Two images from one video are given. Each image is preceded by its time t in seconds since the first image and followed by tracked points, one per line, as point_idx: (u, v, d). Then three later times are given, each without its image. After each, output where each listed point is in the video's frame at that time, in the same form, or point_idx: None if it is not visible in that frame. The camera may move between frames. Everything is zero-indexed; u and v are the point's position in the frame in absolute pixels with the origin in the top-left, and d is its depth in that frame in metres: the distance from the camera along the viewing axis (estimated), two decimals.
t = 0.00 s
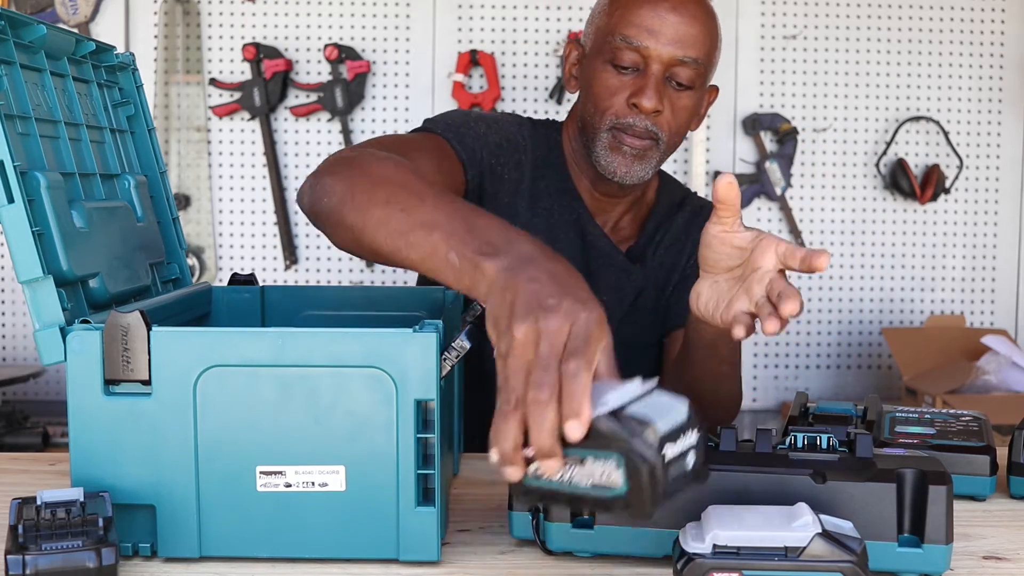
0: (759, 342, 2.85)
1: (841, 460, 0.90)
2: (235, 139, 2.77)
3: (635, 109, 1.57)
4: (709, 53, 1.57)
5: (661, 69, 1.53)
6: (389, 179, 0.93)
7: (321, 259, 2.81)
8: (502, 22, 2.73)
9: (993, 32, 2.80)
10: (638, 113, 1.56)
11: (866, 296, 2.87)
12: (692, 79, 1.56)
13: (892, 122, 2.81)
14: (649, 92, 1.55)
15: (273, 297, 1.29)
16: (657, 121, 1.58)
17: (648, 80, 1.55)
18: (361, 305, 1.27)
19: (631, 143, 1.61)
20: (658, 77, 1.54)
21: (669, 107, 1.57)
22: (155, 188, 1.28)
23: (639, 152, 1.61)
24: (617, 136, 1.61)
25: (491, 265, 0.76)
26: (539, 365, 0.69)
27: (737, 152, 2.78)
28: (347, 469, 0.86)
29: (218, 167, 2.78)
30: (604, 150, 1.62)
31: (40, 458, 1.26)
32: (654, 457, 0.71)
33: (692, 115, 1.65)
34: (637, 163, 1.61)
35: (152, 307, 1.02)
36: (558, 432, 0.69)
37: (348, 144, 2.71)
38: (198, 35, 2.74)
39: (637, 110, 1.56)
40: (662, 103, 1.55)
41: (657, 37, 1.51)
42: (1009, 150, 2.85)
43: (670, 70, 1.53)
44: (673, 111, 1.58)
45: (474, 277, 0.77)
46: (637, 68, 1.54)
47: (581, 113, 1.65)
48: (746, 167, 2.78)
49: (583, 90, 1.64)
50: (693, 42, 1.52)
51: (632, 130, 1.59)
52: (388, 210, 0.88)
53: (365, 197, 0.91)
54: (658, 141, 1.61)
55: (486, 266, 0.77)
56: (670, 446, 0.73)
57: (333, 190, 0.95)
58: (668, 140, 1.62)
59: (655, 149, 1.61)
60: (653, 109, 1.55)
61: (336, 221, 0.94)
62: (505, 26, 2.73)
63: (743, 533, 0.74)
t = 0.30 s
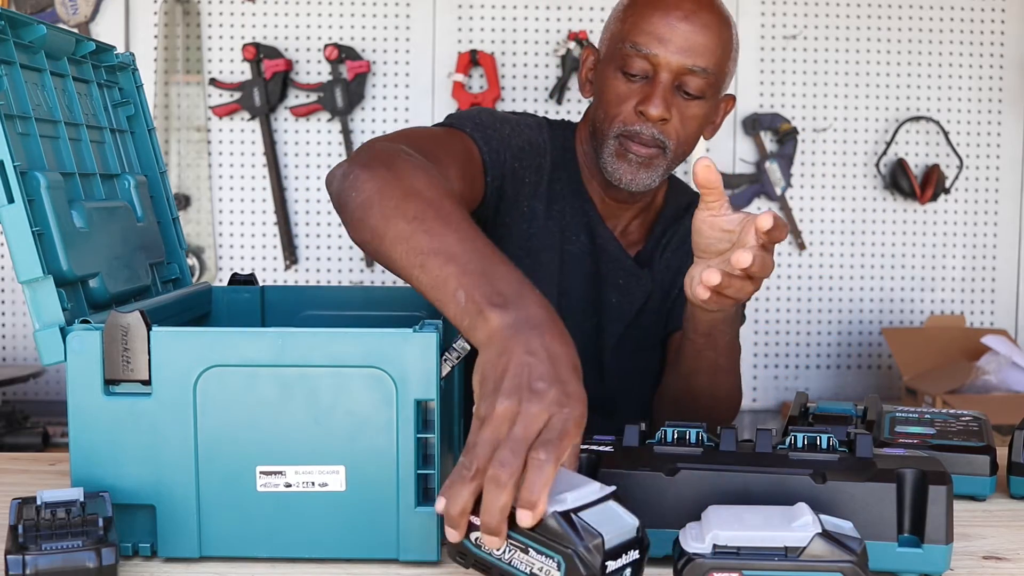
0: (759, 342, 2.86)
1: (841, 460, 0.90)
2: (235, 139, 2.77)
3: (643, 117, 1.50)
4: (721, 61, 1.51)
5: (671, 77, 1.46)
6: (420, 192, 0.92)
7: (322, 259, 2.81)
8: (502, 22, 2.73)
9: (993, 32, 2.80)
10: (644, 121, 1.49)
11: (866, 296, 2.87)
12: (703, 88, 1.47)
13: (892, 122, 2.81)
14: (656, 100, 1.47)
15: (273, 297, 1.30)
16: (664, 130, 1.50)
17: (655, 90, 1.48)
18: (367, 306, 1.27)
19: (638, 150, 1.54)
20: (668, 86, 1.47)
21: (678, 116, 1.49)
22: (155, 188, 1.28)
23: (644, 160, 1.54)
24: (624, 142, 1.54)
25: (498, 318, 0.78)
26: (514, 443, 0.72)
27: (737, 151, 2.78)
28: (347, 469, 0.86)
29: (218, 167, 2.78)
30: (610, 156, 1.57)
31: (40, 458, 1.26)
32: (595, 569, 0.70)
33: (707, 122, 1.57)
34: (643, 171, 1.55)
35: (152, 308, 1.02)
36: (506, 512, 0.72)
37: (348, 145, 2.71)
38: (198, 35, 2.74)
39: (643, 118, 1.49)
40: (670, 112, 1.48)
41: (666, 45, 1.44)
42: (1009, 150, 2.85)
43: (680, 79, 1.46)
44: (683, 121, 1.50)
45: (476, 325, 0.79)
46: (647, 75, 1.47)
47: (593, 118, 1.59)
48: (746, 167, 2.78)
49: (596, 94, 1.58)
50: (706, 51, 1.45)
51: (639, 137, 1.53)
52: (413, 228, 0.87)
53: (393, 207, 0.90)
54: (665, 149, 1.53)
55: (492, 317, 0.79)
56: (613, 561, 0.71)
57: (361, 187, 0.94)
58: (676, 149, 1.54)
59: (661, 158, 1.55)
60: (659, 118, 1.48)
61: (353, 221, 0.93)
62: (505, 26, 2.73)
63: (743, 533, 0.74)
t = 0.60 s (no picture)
0: (759, 342, 2.86)
1: (841, 460, 0.90)
2: (235, 139, 2.77)
3: (620, 114, 1.50)
4: (700, 59, 1.52)
5: (649, 74, 1.48)
6: (434, 196, 0.92)
7: (322, 259, 2.81)
8: (502, 22, 2.73)
9: (993, 32, 2.80)
10: (621, 119, 1.50)
11: (866, 296, 2.88)
12: (682, 86, 1.50)
13: (892, 122, 2.81)
14: (633, 97, 1.48)
15: (273, 297, 1.30)
16: (642, 127, 1.51)
17: (633, 88, 1.49)
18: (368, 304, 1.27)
19: (617, 148, 1.54)
20: (644, 83, 1.48)
21: (656, 113, 1.50)
22: (155, 188, 1.28)
23: (624, 157, 1.55)
24: (605, 141, 1.55)
25: (505, 336, 0.79)
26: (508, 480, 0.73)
27: (738, 151, 2.78)
28: (347, 469, 0.86)
29: (218, 168, 2.78)
30: (592, 154, 1.56)
31: (40, 458, 1.26)
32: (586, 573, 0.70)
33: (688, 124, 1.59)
34: (622, 169, 1.55)
35: (152, 307, 1.02)
36: (495, 544, 0.71)
37: (348, 145, 2.71)
38: (198, 35, 2.74)
39: (621, 116, 1.50)
40: (647, 108, 1.49)
41: (643, 41, 1.46)
42: (1009, 150, 2.85)
43: (658, 75, 1.48)
44: (661, 118, 1.51)
45: (482, 339, 0.80)
46: (626, 73, 1.48)
47: (579, 118, 1.61)
48: (746, 167, 2.79)
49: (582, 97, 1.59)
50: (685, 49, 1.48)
51: (619, 135, 1.53)
52: (426, 232, 0.88)
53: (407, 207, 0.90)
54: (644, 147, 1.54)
55: (500, 334, 0.79)
56: (602, 564, 0.71)
57: (376, 184, 0.94)
58: (657, 147, 1.55)
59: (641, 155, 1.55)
60: (635, 115, 1.49)
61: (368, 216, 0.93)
62: (505, 26, 2.73)
63: (743, 533, 0.74)
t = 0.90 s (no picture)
0: (759, 342, 2.86)
1: (841, 460, 0.90)
2: (235, 139, 2.76)
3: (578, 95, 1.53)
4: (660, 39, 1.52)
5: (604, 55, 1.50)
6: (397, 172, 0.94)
7: (322, 259, 2.81)
8: (502, 22, 2.73)
9: (993, 32, 2.79)
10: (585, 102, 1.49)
11: (866, 297, 2.87)
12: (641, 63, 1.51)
13: (892, 122, 2.81)
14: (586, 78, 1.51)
15: (273, 298, 1.29)
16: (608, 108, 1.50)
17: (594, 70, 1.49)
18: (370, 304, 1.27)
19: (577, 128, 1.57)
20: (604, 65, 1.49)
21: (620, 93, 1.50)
22: (155, 188, 1.28)
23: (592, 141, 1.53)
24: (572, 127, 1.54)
25: (479, 175, 0.82)
26: (523, 253, 0.72)
27: (737, 151, 2.78)
28: (347, 469, 0.86)
29: (218, 168, 2.78)
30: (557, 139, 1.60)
31: (40, 458, 1.26)
32: (585, 573, 0.72)
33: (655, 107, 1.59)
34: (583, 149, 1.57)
35: (152, 307, 1.02)
36: (532, 285, 0.71)
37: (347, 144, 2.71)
38: (197, 34, 2.74)
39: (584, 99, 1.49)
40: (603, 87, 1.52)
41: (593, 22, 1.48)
42: (1009, 150, 2.85)
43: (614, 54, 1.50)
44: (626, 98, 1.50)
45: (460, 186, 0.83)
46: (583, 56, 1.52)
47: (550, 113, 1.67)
48: (746, 167, 2.79)
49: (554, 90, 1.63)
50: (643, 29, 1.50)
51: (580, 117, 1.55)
52: (411, 178, 0.91)
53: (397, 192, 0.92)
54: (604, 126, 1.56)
55: (476, 176, 0.82)
56: (601, 563, 0.73)
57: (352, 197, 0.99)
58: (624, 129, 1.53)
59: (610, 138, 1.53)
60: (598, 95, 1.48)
61: (386, 213, 0.93)
62: (505, 26, 2.73)
63: (743, 533, 0.74)
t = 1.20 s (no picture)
0: (759, 342, 2.86)
1: (841, 460, 0.90)
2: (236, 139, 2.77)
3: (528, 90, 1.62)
4: (591, 23, 1.63)
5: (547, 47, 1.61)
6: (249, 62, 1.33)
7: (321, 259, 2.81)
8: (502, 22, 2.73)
9: (993, 32, 2.79)
10: (527, 94, 1.62)
11: (866, 297, 2.87)
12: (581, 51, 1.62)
13: (892, 122, 2.81)
14: (533, 71, 1.61)
15: (272, 297, 1.29)
16: (549, 98, 1.62)
17: (533, 62, 1.62)
18: (369, 304, 1.27)
19: (534, 122, 1.64)
20: (542, 56, 1.61)
21: (559, 84, 1.62)
22: (155, 188, 1.28)
23: (540, 132, 1.64)
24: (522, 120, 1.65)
25: None
26: None
27: (737, 151, 2.78)
28: (347, 469, 0.86)
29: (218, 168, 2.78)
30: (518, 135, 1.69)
31: (40, 458, 1.26)
32: (585, 573, 0.72)
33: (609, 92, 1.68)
34: (540, 141, 1.64)
35: (151, 307, 1.02)
36: None
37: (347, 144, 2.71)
38: (197, 34, 2.74)
39: (526, 91, 1.62)
40: (548, 78, 1.61)
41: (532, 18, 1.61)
42: (1009, 150, 2.85)
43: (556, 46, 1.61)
44: (565, 88, 1.62)
45: None
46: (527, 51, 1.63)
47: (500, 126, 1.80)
48: (746, 167, 2.79)
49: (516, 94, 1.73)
50: (575, 16, 1.60)
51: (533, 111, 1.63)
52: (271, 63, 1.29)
53: (267, 64, 1.28)
54: (557, 118, 1.64)
55: None
56: (601, 563, 0.73)
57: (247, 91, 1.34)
58: (568, 118, 1.65)
59: (555, 127, 1.65)
60: (538, 86, 1.61)
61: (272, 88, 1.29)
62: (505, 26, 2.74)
63: (744, 533, 0.74)
